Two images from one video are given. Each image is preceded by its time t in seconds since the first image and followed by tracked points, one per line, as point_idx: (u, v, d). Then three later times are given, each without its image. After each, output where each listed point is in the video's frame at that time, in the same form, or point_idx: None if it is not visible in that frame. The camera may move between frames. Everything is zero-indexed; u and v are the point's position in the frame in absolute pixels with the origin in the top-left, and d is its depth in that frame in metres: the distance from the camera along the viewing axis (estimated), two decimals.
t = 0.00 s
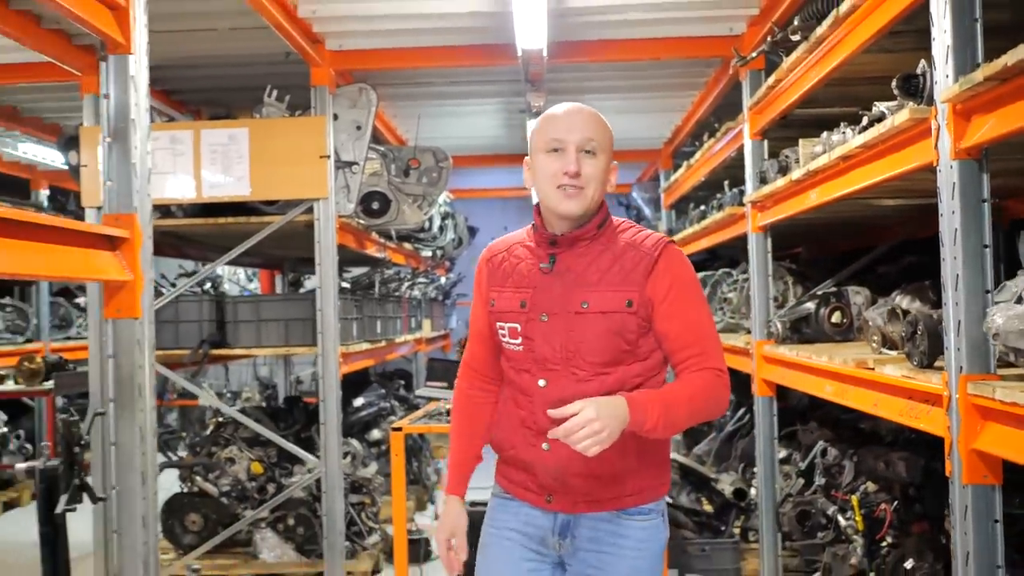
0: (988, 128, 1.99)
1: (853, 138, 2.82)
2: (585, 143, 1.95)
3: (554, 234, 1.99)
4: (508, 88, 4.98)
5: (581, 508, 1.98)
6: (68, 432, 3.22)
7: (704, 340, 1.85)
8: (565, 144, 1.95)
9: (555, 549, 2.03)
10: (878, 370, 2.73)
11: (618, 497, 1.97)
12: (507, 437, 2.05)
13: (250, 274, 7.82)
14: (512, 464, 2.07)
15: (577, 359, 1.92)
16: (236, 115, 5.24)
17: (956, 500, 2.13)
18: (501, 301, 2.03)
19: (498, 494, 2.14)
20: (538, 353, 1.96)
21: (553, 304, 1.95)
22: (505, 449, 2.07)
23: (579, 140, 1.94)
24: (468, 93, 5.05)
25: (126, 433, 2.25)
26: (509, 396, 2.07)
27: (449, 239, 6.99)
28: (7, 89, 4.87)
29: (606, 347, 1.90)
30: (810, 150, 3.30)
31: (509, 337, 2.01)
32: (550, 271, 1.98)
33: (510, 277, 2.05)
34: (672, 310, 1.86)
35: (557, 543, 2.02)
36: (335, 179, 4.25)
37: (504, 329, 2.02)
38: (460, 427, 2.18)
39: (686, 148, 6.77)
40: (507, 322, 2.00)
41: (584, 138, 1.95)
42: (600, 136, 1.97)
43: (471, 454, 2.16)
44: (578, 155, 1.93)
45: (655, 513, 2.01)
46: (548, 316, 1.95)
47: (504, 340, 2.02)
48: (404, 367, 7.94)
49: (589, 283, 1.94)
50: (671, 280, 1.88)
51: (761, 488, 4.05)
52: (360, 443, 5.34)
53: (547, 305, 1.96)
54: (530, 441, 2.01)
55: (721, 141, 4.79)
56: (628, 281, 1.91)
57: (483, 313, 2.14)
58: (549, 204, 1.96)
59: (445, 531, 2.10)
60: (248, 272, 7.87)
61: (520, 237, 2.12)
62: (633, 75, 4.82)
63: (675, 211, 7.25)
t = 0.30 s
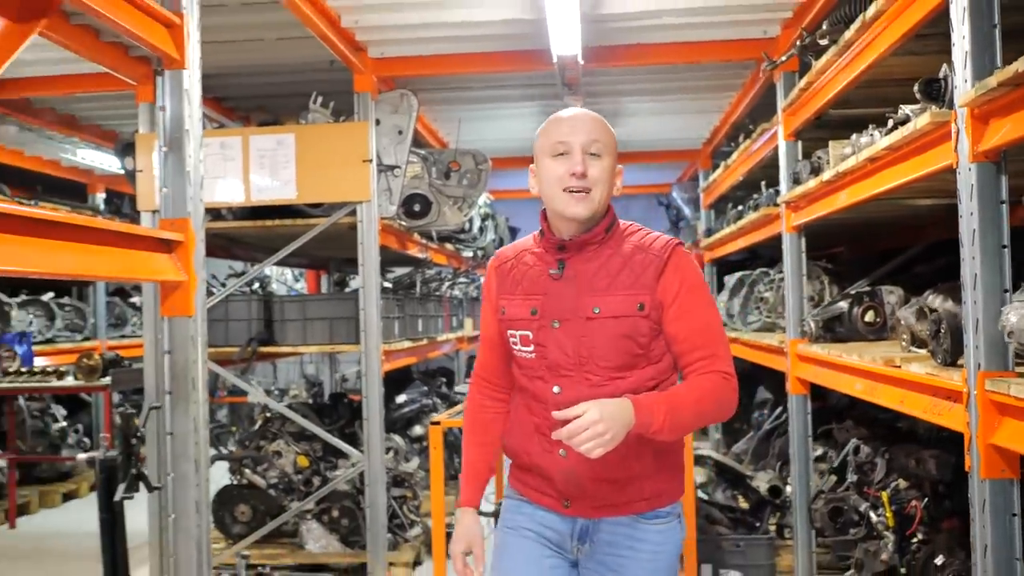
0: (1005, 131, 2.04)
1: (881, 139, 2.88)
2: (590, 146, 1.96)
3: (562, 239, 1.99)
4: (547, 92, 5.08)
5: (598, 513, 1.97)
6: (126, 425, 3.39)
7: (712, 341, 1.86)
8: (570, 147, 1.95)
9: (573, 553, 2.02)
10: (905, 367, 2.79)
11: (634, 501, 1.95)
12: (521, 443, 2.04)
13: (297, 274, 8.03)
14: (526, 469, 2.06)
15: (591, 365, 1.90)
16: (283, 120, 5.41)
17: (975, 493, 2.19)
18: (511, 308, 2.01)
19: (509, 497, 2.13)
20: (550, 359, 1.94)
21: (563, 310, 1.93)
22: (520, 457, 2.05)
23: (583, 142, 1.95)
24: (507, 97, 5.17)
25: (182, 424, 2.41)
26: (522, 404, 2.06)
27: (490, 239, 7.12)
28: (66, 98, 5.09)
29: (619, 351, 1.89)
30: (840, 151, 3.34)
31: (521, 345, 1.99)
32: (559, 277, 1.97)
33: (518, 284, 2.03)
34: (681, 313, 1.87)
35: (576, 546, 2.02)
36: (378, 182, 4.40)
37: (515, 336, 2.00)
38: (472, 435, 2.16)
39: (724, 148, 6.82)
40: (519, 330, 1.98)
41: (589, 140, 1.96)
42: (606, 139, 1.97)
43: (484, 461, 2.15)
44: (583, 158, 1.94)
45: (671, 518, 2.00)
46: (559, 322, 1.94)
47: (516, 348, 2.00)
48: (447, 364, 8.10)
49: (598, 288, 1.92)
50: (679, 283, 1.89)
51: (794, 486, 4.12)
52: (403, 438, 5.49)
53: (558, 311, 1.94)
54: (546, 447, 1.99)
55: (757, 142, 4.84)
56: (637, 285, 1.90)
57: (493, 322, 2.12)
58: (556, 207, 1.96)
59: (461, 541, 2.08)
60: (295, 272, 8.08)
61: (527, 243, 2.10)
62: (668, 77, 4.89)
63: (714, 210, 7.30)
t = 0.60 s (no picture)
0: (1017, 132, 2.11)
1: (906, 140, 2.95)
2: (576, 140, 1.92)
3: (554, 235, 1.92)
4: (586, 95, 5.20)
5: (606, 513, 1.87)
6: (182, 418, 3.60)
7: (706, 331, 1.87)
8: (556, 141, 1.92)
9: (580, 562, 1.92)
10: (929, 363, 2.85)
11: (641, 499, 1.89)
12: (518, 446, 1.94)
13: (345, 273, 8.27)
14: (523, 474, 1.95)
15: (592, 360, 1.84)
16: (330, 125, 5.61)
17: (991, 485, 2.25)
18: (503, 308, 1.92)
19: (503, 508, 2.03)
20: (550, 357, 1.86)
21: (562, 306, 1.87)
22: (517, 461, 1.95)
23: (569, 136, 1.91)
24: (547, 100, 5.30)
25: (234, 413, 2.57)
26: (515, 406, 1.96)
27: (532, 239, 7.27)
28: (126, 106, 5.34)
29: (620, 345, 1.84)
30: (870, 152, 3.41)
31: (517, 345, 1.90)
32: (554, 273, 1.90)
33: (507, 284, 1.94)
34: (676, 304, 1.86)
35: (583, 553, 1.91)
36: (421, 185, 4.54)
37: (508, 337, 1.91)
38: (448, 448, 2.02)
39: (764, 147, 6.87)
40: (514, 329, 1.90)
41: (575, 135, 1.92)
42: (590, 134, 1.94)
43: (451, 476, 2.00)
44: (570, 151, 1.90)
45: (670, 517, 1.96)
46: (558, 319, 1.87)
47: (511, 348, 1.90)
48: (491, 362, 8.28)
49: (595, 282, 1.87)
50: (671, 275, 1.88)
51: (829, 481, 4.18)
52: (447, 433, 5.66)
53: (556, 307, 1.87)
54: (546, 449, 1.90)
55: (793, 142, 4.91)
56: (631, 279, 1.87)
57: (474, 327, 2.00)
58: (543, 202, 1.90)
59: (426, 565, 1.94)
60: (343, 271, 8.31)
61: (507, 245, 2.01)
62: (705, 80, 4.98)
63: (754, 209, 7.35)
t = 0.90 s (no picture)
0: None
1: (934, 142, 3.01)
2: (564, 130, 1.78)
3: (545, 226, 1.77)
4: (623, 98, 5.30)
5: (599, 503, 1.70)
6: (235, 411, 3.78)
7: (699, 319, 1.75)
8: (544, 132, 1.77)
9: (577, 555, 1.74)
10: (957, 361, 2.92)
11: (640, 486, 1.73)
12: (507, 440, 1.75)
13: (389, 273, 8.47)
14: (513, 469, 1.77)
15: (589, 348, 1.69)
16: (374, 130, 5.78)
17: (1013, 479, 2.30)
18: (494, 297, 1.75)
19: (492, 508, 1.83)
20: (545, 346, 1.70)
21: (557, 293, 1.72)
22: (506, 457, 1.76)
23: (557, 126, 1.77)
24: (585, 103, 5.40)
25: (286, 405, 2.73)
26: (504, 399, 1.78)
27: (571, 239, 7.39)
28: (180, 113, 5.57)
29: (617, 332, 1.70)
30: (901, 153, 3.47)
31: (509, 336, 1.73)
32: (548, 262, 1.74)
33: (497, 273, 1.78)
34: (671, 292, 1.74)
35: (578, 547, 1.73)
36: (462, 188, 4.68)
37: (497, 327, 1.74)
38: (437, 451, 1.79)
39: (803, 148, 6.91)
40: (506, 319, 1.73)
41: (563, 125, 1.78)
42: (579, 124, 1.80)
43: (435, 476, 1.77)
44: (558, 142, 1.76)
45: (666, 509, 1.78)
46: (553, 306, 1.71)
47: (502, 339, 1.73)
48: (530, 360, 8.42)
49: (590, 269, 1.73)
50: (663, 264, 1.76)
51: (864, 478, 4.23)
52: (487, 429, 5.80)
53: (550, 294, 1.72)
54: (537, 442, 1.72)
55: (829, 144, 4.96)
56: (625, 266, 1.74)
57: (460, 317, 1.81)
58: (532, 196, 1.76)
59: (411, 566, 1.68)
60: (386, 271, 8.50)
61: (496, 238, 1.84)
62: (741, 82, 5.05)
63: (793, 208, 7.39)
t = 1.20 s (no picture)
0: None
1: (953, 141, 3.09)
2: (569, 122, 1.63)
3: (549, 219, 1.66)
4: (651, 99, 5.40)
5: (598, 494, 1.57)
6: (277, 402, 3.94)
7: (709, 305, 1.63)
8: (548, 123, 1.63)
9: (578, 543, 1.60)
10: (976, 355, 3.01)
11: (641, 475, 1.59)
12: (505, 434, 1.64)
13: (421, 272, 8.63)
14: (511, 460, 1.65)
15: (588, 340, 1.57)
16: (407, 131, 5.92)
17: None
18: (495, 289, 1.66)
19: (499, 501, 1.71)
20: (545, 338, 1.59)
21: (558, 283, 1.61)
22: (505, 451, 1.65)
23: (562, 117, 1.63)
24: (614, 105, 5.51)
25: (330, 395, 2.88)
26: (504, 394, 1.67)
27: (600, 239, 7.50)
28: (221, 117, 5.75)
29: (619, 324, 1.58)
30: (923, 152, 3.54)
31: (509, 328, 1.62)
32: (550, 252, 1.64)
33: (499, 265, 1.68)
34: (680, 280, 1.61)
35: (578, 535, 1.60)
36: (493, 188, 4.81)
37: (497, 320, 1.64)
38: (439, 435, 1.64)
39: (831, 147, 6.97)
40: (505, 311, 1.63)
41: (569, 117, 1.64)
42: (584, 117, 1.66)
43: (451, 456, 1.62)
44: (563, 134, 1.61)
45: (670, 493, 1.62)
46: (553, 298, 1.60)
47: (502, 333, 1.63)
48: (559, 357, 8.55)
49: (593, 258, 1.62)
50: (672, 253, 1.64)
51: (889, 472, 4.32)
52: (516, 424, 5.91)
53: (551, 285, 1.61)
54: (535, 436, 1.60)
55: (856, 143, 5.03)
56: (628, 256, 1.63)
57: (466, 308, 1.72)
58: (537, 191, 1.61)
59: (429, 537, 1.51)
60: (418, 269, 8.67)
61: (501, 232, 1.74)
62: (768, 83, 5.13)
63: (821, 207, 7.44)
